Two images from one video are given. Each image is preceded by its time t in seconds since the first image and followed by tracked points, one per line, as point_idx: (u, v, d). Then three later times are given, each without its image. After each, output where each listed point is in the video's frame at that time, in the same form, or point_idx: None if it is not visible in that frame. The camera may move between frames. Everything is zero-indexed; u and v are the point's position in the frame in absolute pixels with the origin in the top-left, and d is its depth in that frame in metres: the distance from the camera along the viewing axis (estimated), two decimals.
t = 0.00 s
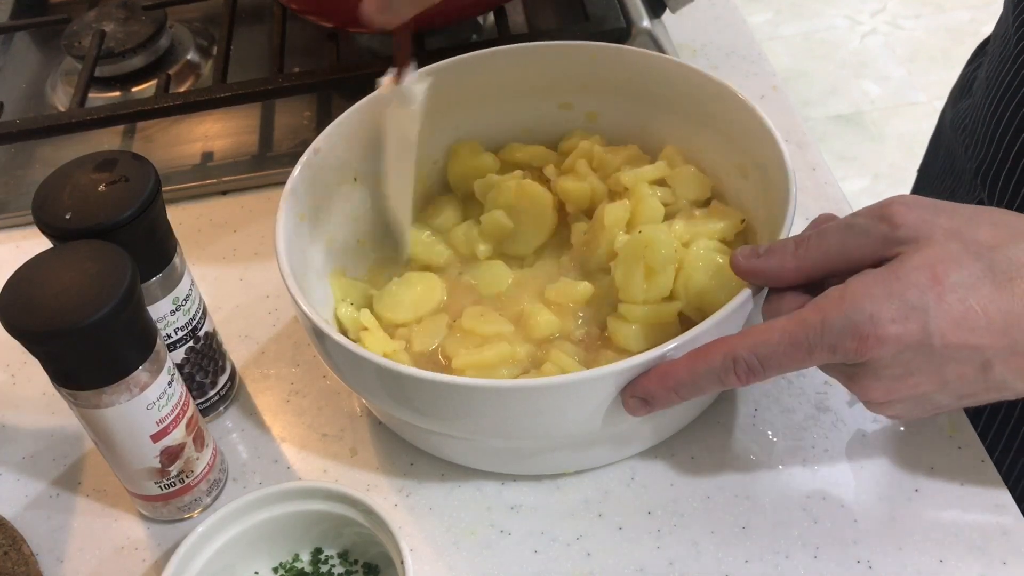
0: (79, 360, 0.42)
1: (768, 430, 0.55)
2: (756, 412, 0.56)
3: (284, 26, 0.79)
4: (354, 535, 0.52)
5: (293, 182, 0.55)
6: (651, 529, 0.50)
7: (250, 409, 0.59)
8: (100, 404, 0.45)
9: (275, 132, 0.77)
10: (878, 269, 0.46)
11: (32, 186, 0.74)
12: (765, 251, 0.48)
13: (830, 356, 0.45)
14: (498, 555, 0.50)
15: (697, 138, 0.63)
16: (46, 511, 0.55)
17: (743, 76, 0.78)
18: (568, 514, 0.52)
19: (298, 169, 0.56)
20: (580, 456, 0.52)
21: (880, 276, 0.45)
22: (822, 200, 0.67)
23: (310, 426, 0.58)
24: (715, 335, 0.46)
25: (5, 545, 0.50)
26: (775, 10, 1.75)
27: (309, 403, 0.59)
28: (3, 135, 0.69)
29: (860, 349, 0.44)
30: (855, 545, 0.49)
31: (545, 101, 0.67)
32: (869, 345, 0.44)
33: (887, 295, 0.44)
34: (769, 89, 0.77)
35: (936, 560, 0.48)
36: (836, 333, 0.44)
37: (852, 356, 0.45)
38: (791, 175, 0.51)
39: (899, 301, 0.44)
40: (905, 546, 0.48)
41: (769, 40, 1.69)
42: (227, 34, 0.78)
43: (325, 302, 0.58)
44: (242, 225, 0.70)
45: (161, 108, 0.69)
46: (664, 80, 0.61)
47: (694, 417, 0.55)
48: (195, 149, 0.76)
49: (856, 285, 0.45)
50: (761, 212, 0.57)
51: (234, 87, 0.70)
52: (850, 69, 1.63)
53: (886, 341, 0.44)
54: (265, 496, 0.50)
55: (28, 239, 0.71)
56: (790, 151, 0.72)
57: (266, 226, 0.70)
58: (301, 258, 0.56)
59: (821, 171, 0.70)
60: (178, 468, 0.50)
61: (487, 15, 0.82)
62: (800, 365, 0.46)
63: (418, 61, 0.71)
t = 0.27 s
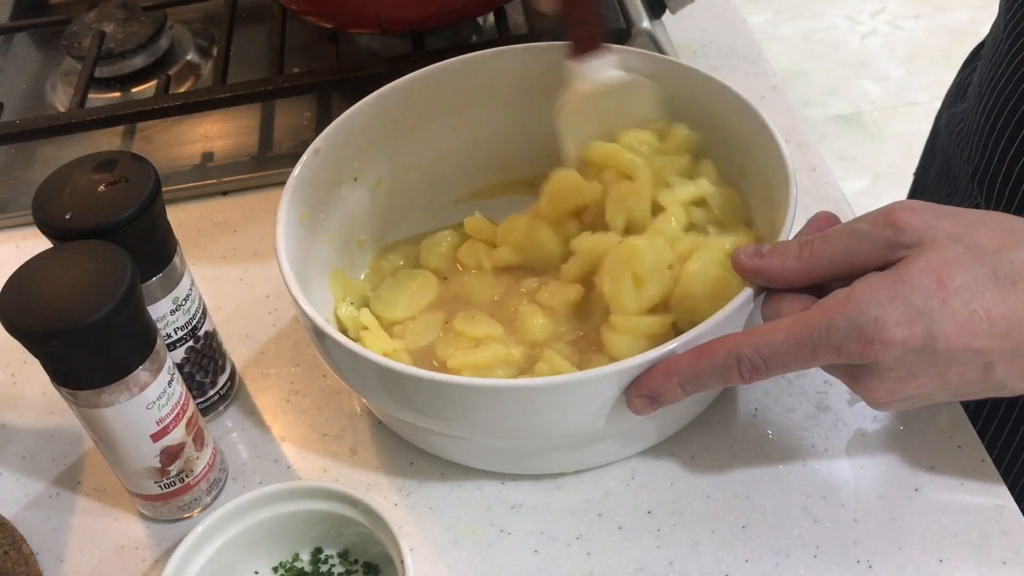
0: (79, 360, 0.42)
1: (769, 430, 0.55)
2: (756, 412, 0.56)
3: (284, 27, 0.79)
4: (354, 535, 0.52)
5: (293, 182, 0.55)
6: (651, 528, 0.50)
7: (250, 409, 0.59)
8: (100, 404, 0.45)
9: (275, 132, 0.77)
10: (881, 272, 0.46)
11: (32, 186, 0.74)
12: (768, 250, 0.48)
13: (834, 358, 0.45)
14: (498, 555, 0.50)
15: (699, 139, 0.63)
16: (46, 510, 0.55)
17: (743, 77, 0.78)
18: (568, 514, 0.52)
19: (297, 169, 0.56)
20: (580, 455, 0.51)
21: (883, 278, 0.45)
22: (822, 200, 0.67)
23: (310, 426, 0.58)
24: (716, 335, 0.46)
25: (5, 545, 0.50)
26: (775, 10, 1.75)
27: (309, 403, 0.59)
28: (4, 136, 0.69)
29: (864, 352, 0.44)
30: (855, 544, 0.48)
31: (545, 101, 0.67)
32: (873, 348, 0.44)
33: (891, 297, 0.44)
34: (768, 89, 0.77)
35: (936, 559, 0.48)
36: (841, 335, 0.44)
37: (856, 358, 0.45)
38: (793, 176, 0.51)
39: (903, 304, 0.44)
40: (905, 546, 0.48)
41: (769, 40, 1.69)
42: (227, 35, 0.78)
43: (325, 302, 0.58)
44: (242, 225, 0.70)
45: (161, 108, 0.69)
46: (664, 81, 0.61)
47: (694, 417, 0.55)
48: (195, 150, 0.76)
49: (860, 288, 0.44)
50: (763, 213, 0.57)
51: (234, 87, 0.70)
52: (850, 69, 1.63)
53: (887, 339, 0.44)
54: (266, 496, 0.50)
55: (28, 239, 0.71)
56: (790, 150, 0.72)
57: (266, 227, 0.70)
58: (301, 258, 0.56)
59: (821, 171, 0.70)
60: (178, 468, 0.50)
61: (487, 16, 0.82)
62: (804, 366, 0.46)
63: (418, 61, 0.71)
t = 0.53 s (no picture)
0: (79, 360, 0.42)
1: (768, 430, 0.55)
2: (756, 412, 0.56)
3: (284, 27, 0.79)
4: (354, 535, 0.52)
5: (293, 183, 0.55)
6: (651, 528, 0.50)
7: (250, 409, 0.59)
8: (100, 404, 0.45)
9: (275, 132, 0.77)
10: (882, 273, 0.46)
11: (32, 186, 0.74)
12: (769, 250, 0.48)
13: (835, 359, 0.45)
14: (498, 555, 0.50)
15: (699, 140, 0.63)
16: (46, 510, 0.55)
17: (742, 77, 0.78)
18: (568, 514, 0.52)
19: (297, 169, 0.56)
20: (580, 455, 0.52)
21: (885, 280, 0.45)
22: (823, 200, 0.67)
23: (310, 426, 0.58)
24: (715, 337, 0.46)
25: (5, 545, 0.50)
26: (775, 10, 1.75)
27: (310, 403, 0.59)
28: (4, 136, 0.69)
29: (865, 353, 0.45)
30: (855, 544, 0.48)
31: (545, 101, 0.66)
32: (873, 349, 0.44)
33: (892, 298, 0.44)
34: (769, 89, 0.77)
35: (936, 559, 0.48)
36: (841, 336, 0.44)
37: (856, 359, 0.45)
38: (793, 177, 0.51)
39: (904, 305, 0.44)
40: (906, 546, 0.48)
41: (769, 40, 1.69)
42: (227, 35, 0.78)
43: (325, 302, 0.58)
44: (242, 225, 0.70)
45: (161, 108, 0.69)
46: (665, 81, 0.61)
47: (694, 417, 0.55)
48: (195, 150, 0.76)
49: (861, 289, 0.45)
50: (762, 213, 0.57)
51: (234, 87, 0.70)
52: (850, 69, 1.63)
53: (887, 340, 0.44)
54: (265, 496, 0.50)
55: (28, 239, 0.71)
56: (790, 151, 0.72)
57: (266, 227, 0.70)
58: (301, 258, 0.56)
59: (821, 171, 0.70)
60: (179, 468, 0.50)
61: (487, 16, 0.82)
62: (804, 367, 0.46)
63: (417, 61, 0.71)
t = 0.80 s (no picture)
0: (79, 360, 0.42)
1: (768, 430, 0.55)
2: (756, 412, 0.56)
3: (284, 27, 0.79)
4: (354, 535, 0.52)
5: (293, 183, 0.55)
6: (651, 528, 0.50)
7: (250, 409, 0.59)
8: (100, 405, 0.45)
9: (275, 132, 0.77)
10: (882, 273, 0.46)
11: (32, 186, 0.74)
12: (768, 251, 0.48)
13: (833, 360, 0.45)
14: (498, 555, 0.50)
15: (699, 140, 0.63)
16: (46, 510, 0.55)
17: (742, 77, 0.78)
18: (568, 514, 0.52)
19: (297, 169, 0.56)
20: (580, 456, 0.51)
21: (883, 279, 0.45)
22: (823, 200, 0.67)
23: (310, 426, 0.58)
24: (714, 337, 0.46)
25: (5, 545, 0.50)
26: (775, 10, 1.75)
27: (310, 403, 0.59)
28: (4, 136, 0.69)
29: (863, 354, 0.45)
30: (855, 544, 0.48)
31: (545, 101, 0.67)
32: (873, 350, 0.44)
33: (890, 298, 0.44)
34: (768, 89, 0.77)
35: (936, 560, 0.48)
36: (839, 335, 0.44)
37: (854, 359, 0.45)
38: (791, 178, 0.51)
39: (903, 305, 0.44)
40: (905, 546, 0.48)
41: (769, 40, 1.69)
42: (227, 35, 0.78)
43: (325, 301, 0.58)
44: (242, 225, 0.70)
45: (161, 108, 0.69)
46: (664, 82, 0.61)
47: (694, 417, 0.55)
48: (195, 150, 0.76)
49: (859, 289, 0.45)
50: (762, 213, 0.57)
51: (234, 87, 0.70)
52: (850, 69, 1.63)
53: (887, 341, 0.44)
54: (265, 496, 0.50)
55: (28, 239, 0.71)
56: (790, 151, 0.72)
57: (266, 227, 0.70)
58: (300, 258, 0.56)
59: (821, 172, 0.70)
60: (178, 468, 0.50)
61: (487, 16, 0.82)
62: (803, 368, 0.46)
63: (417, 60, 0.71)
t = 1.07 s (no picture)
0: (79, 360, 0.42)
1: (768, 430, 0.55)
2: (756, 412, 0.56)
3: (284, 27, 0.79)
4: (354, 535, 0.52)
5: (293, 184, 0.55)
6: (651, 528, 0.50)
7: (250, 409, 0.59)
8: (100, 404, 0.45)
9: (275, 132, 0.77)
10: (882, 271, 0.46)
11: (32, 186, 0.74)
12: (768, 251, 0.48)
13: (833, 360, 0.45)
14: (498, 555, 0.50)
15: (698, 139, 0.63)
16: (46, 510, 0.55)
17: (742, 77, 0.78)
18: (568, 514, 0.52)
19: (297, 170, 0.56)
20: (580, 456, 0.51)
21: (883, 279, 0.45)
22: (823, 200, 0.67)
23: (310, 426, 0.58)
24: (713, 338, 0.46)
25: (5, 545, 0.50)
26: (775, 10, 1.75)
27: (310, 403, 0.59)
28: (4, 135, 0.69)
29: (863, 354, 0.44)
30: (855, 544, 0.48)
31: (545, 101, 0.67)
32: (873, 351, 0.44)
33: (890, 299, 0.44)
34: (768, 89, 0.77)
35: (936, 559, 0.48)
36: (840, 336, 0.44)
37: (854, 359, 0.45)
38: (791, 176, 0.51)
39: (903, 306, 0.44)
40: (905, 545, 0.48)
41: (769, 40, 1.69)
42: (226, 35, 0.78)
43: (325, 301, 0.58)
44: (242, 225, 0.70)
45: (161, 108, 0.69)
46: (664, 82, 0.61)
47: (694, 417, 0.55)
48: (195, 150, 0.76)
49: (859, 289, 0.44)
50: (761, 212, 0.57)
51: (234, 87, 0.70)
52: (850, 69, 1.63)
53: (887, 342, 0.44)
54: (265, 496, 0.50)
55: (28, 239, 0.71)
56: (790, 151, 0.72)
57: (266, 227, 0.70)
58: (301, 258, 0.56)
59: (821, 172, 0.70)
60: (179, 468, 0.50)
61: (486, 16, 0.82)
62: (803, 368, 0.46)
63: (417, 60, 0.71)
